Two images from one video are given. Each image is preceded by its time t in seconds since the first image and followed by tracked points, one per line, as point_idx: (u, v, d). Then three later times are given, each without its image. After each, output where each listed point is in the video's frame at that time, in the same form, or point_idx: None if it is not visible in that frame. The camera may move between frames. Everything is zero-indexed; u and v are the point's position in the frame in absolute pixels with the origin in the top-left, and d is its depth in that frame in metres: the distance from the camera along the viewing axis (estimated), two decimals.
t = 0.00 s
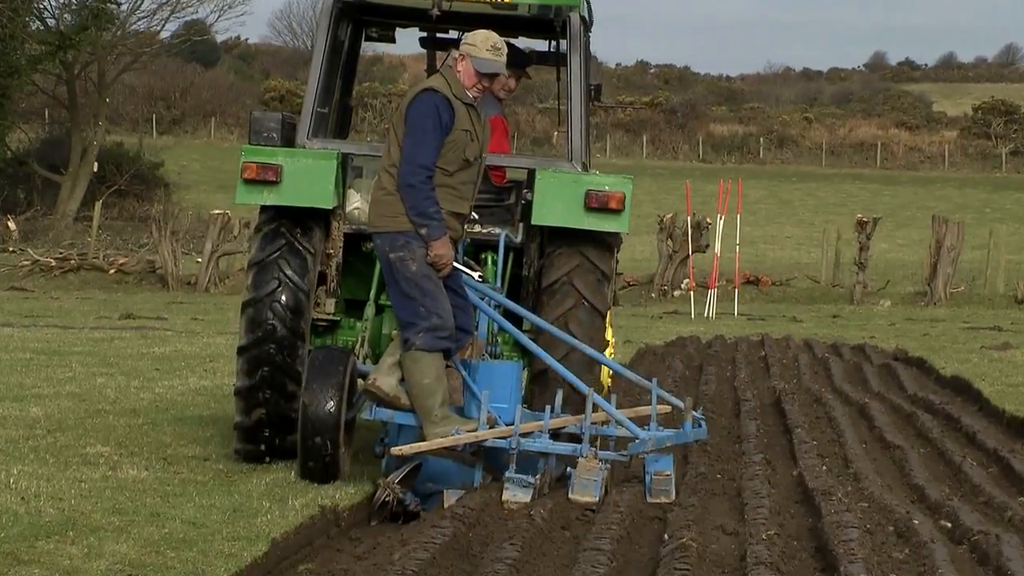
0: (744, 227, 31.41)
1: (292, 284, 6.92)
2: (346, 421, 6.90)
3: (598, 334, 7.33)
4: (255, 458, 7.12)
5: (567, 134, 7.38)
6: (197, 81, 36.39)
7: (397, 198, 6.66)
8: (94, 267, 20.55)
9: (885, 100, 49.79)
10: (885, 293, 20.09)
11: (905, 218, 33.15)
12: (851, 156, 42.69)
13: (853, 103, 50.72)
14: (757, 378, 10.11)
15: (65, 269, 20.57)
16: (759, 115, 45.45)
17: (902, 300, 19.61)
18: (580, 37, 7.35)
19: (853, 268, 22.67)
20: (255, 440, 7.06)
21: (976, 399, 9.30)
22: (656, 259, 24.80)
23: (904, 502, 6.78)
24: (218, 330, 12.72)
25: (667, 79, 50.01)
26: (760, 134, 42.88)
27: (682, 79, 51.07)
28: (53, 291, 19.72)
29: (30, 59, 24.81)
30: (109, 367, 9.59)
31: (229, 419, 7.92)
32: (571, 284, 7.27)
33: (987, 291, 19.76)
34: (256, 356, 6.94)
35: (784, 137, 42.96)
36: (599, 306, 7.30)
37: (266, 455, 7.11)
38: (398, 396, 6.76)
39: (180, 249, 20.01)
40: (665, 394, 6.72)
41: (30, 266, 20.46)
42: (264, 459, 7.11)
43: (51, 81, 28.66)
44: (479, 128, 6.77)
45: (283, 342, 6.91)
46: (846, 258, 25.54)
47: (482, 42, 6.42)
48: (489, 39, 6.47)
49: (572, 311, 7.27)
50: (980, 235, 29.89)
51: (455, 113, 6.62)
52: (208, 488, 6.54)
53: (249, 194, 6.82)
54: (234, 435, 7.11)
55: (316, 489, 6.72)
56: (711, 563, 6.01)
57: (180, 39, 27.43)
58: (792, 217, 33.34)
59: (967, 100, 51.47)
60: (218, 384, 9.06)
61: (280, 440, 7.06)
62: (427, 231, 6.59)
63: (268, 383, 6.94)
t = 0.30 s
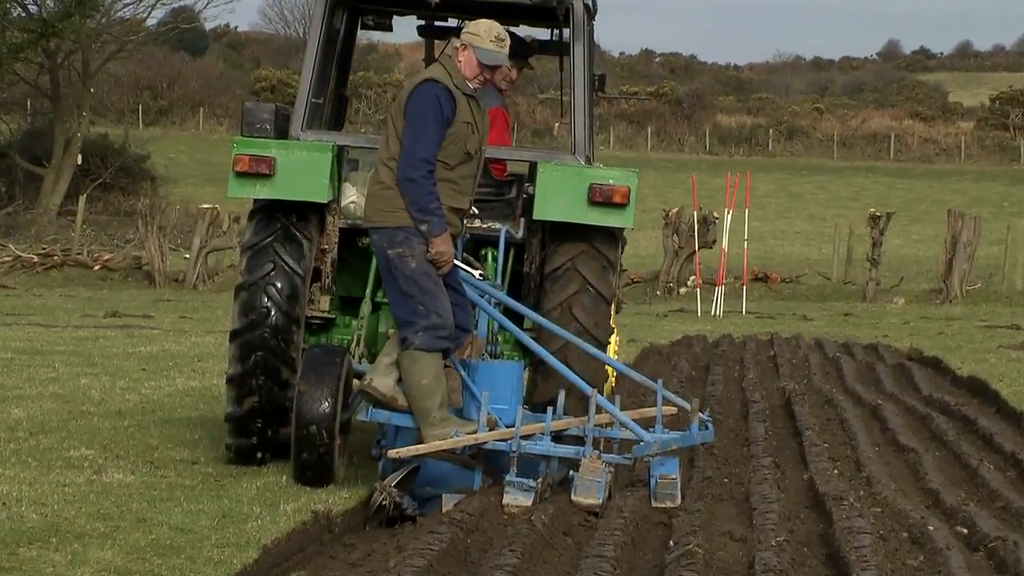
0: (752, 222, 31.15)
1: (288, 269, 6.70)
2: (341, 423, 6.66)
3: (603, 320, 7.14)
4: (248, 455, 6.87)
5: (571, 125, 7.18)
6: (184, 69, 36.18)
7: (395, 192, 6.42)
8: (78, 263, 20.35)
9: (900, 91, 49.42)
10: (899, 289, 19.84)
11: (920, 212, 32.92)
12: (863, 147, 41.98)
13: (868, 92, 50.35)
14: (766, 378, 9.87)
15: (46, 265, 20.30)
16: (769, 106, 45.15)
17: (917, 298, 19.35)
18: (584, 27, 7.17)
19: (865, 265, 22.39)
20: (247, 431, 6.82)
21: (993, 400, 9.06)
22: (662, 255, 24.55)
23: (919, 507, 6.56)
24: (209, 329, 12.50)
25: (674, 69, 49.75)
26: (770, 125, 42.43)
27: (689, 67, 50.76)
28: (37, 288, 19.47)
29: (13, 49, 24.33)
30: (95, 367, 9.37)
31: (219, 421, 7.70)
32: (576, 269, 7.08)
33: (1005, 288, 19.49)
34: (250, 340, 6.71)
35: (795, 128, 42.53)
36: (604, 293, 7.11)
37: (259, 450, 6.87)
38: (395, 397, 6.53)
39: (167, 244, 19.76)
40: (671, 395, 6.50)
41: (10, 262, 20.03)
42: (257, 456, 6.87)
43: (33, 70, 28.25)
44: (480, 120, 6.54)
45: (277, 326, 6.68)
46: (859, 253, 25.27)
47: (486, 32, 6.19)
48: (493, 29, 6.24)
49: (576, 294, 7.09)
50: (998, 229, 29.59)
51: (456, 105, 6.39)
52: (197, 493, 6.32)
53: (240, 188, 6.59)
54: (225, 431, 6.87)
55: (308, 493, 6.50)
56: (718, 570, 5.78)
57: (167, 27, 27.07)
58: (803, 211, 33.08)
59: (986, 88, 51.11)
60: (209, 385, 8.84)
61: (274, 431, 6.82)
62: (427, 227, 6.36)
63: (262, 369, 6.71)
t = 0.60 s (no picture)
0: (760, 209, 30.88)
1: (283, 245, 6.49)
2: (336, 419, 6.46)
3: (608, 298, 6.87)
4: (237, 445, 6.65)
5: (574, 110, 6.96)
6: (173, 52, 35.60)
7: (392, 178, 6.20)
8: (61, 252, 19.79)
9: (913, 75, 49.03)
10: (912, 280, 19.59)
11: (937, 199, 32.70)
12: (875, 132, 41.81)
13: (880, 76, 49.99)
14: (774, 372, 9.65)
15: (28, 254, 19.73)
16: (779, 87, 44.81)
17: (931, 288, 19.09)
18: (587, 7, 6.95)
19: (877, 256, 22.14)
20: (238, 413, 6.59)
21: (1010, 395, 8.83)
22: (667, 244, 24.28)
23: (933, 506, 6.35)
24: (197, 322, 12.24)
25: (681, 51, 49.42)
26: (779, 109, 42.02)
27: (695, 51, 50.43)
28: (20, 278, 19.05)
29: None
30: (77, 360, 9.15)
31: (207, 416, 7.50)
32: (580, 248, 6.83)
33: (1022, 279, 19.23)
34: (242, 317, 6.49)
35: (804, 113, 42.18)
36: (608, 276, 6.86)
37: (249, 437, 6.64)
38: (391, 392, 6.33)
39: (153, 233, 19.37)
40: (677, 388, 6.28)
41: None
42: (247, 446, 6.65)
43: (12, 50, 27.81)
44: (481, 106, 6.33)
45: (271, 303, 6.47)
46: (871, 242, 24.97)
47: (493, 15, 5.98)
48: (501, 14, 6.02)
49: (579, 272, 6.82)
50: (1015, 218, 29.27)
51: (460, 89, 6.16)
52: (185, 490, 6.11)
53: (232, 174, 6.38)
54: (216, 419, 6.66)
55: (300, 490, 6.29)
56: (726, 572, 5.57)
57: (153, 8, 26.64)
58: (813, 198, 32.80)
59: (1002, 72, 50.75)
60: (199, 379, 8.62)
61: (265, 414, 6.60)
62: (425, 215, 6.14)
63: (255, 346, 6.49)
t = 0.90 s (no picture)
0: (768, 180, 30.61)
1: (277, 203, 6.32)
2: (329, 397, 6.27)
3: (612, 257, 6.66)
4: (227, 416, 6.42)
5: (574, 77, 6.72)
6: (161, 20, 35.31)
7: (388, 148, 5.99)
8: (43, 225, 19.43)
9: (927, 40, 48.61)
10: (924, 254, 19.38)
11: (953, 169, 32.54)
12: (887, 101, 41.68)
13: (892, 42, 49.57)
14: (781, 348, 9.45)
15: (10, 227, 19.49)
16: (786, 54, 44.43)
17: (944, 262, 18.86)
18: None
19: (892, 229, 21.99)
20: (229, 378, 6.34)
21: None
22: (671, 218, 24.03)
23: (945, 487, 6.17)
24: (184, 297, 12.02)
25: (686, 18, 49.02)
26: (786, 77, 41.62)
27: (702, 19, 50.04)
28: None
29: None
30: (60, 336, 8.95)
31: (195, 394, 7.32)
32: (582, 209, 6.63)
33: None
34: (234, 276, 6.29)
35: (813, 81, 41.89)
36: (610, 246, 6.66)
37: (240, 405, 6.40)
38: (385, 370, 6.15)
39: (138, 205, 19.02)
40: (681, 366, 6.09)
41: None
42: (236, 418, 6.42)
43: None
44: (480, 73, 6.13)
45: (264, 262, 6.27)
46: (882, 214, 24.74)
47: None
48: None
49: (582, 232, 6.63)
50: None
51: (461, 57, 5.96)
52: (172, 470, 5.93)
53: (222, 143, 6.18)
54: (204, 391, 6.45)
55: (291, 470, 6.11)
56: (728, 558, 5.42)
57: None
58: (823, 169, 32.56)
59: (1016, 40, 50.38)
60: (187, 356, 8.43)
61: (257, 378, 6.35)
62: (423, 187, 5.95)
63: (247, 306, 6.28)
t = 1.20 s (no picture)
0: (776, 150, 30.27)
1: (268, 160, 6.14)
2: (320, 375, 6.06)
3: (614, 216, 6.52)
4: (214, 383, 6.19)
5: (572, 41, 6.65)
6: None
7: (382, 118, 5.77)
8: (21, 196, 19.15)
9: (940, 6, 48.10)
10: (937, 227, 19.13)
11: (968, 138, 32.28)
12: (899, 67, 41.21)
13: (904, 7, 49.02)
14: (788, 325, 9.23)
15: None
16: (795, 19, 43.96)
17: (958, 235, 18.59)
18: None
19: (905, 201, 21.72)
20: (217, 339, 6.11)
21: None
22: (676, 190, 23.76)
23: (959, 468, 5.95)
24: (168, 272, 11.77)
25: None
26: (795, 42, 41.16)
27: None
28: None
29: None
30: (38, 312, 8.74)
31: (179, 373, 7.11)
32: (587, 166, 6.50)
33: None
34: (223, 232, 6.09)
35: (821, 46, 41.11)
36: (613, 210, 6.51)
37: (228, 368, 6.16)
38: (378, 348, 5.94)
39: (119, 175, 18.64)
40: (685, 342, 5.89)
41: None
42: (224, 383, 6.18)
43: None
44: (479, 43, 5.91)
45: (254, 218, 6.08)
46: (894, 185, 24.48)
47: None
48: None
49: (582, 192, 6.48)
50: None
51: (463, 27, 5.75)
52: (155, 451, 5.73)
53: (208, 110, 5.95)
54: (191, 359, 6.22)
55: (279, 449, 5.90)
56: (733, 542, 5.23)
57: None
58: (834, 138, 32.27)
59: None
60: (173, 333, 8.22)
61: (246, 339, 6.12)
62: (420, 158, 5.73)
63: (237, 263, 6.07)
